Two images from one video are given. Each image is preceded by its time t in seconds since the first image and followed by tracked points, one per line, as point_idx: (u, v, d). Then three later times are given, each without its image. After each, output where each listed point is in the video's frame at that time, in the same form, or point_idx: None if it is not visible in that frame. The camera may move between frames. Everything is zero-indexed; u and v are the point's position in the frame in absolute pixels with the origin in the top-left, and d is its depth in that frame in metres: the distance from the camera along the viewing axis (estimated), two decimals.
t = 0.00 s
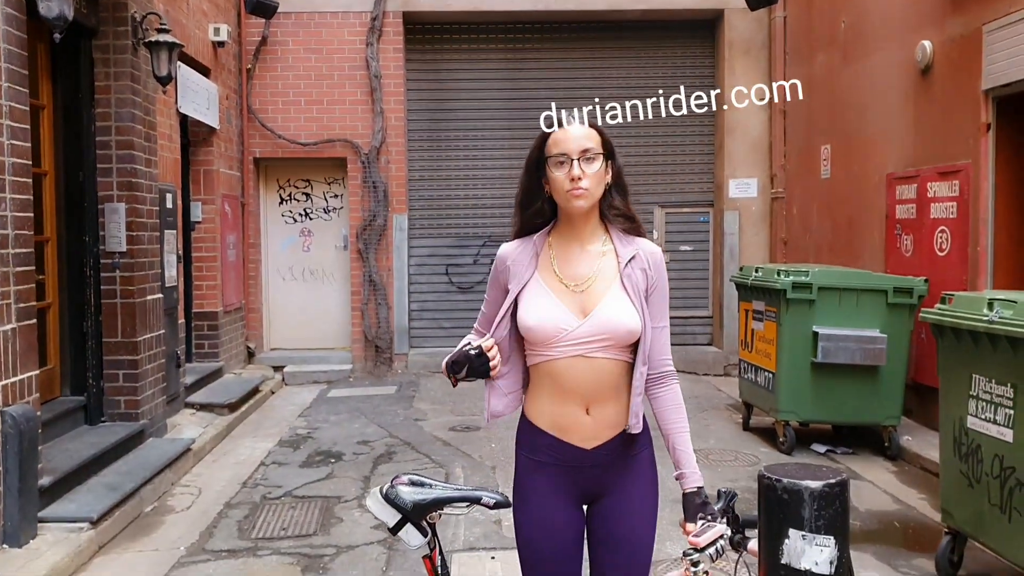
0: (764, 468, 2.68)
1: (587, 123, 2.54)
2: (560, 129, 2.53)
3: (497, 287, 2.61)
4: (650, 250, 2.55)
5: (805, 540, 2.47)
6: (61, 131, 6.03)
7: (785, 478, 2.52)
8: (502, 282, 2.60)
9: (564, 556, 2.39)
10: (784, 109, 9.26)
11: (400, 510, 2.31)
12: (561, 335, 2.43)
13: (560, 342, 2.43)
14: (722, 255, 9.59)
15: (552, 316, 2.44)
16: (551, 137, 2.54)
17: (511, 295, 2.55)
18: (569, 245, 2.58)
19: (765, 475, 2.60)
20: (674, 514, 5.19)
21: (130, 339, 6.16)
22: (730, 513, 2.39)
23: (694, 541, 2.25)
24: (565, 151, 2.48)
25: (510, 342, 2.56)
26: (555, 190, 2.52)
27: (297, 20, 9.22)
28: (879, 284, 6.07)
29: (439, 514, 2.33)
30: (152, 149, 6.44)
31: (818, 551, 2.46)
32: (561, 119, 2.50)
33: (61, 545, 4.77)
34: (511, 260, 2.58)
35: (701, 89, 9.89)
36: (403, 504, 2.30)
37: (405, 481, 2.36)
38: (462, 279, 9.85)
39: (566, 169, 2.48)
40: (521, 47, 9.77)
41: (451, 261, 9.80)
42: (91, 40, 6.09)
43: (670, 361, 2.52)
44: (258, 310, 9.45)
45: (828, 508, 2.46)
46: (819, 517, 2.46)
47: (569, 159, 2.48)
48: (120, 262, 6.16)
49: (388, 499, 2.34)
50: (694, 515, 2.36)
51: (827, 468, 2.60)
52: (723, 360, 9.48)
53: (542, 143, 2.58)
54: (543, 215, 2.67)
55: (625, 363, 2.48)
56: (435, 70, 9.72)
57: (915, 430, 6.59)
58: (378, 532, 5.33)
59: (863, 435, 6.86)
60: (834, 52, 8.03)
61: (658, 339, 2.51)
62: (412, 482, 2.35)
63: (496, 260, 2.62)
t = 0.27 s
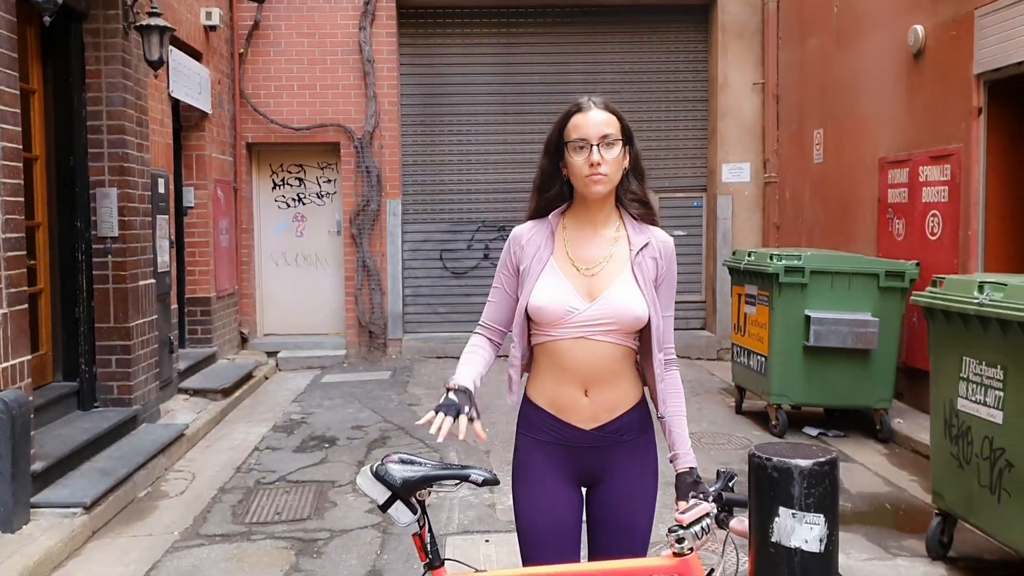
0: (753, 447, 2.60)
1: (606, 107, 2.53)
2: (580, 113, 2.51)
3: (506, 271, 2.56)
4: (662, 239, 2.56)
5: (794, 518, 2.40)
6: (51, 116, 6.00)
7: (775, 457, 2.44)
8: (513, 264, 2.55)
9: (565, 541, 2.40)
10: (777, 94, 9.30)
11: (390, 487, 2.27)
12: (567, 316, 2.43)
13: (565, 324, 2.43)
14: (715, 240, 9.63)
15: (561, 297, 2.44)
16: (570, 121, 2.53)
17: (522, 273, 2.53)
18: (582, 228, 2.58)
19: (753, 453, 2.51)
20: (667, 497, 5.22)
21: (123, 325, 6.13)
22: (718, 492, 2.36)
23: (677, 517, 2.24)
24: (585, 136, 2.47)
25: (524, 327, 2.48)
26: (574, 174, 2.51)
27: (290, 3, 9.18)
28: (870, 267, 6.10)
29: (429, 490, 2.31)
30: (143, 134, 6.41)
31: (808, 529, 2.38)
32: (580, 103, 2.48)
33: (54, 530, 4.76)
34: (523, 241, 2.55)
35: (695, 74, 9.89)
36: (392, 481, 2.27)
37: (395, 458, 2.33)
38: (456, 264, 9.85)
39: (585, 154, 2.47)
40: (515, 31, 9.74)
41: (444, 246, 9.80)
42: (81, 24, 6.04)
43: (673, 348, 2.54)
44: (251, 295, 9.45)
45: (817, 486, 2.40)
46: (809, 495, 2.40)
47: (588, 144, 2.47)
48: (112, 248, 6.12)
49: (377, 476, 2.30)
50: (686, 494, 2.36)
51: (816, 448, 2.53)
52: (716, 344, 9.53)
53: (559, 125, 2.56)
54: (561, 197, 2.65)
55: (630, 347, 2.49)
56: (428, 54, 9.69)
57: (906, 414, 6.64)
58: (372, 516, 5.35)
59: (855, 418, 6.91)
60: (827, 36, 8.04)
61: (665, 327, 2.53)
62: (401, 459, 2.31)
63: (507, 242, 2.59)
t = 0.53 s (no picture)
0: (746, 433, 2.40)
1: (604, 99, 2.52)
2: (578, 105, 2.50)
3: (499, 258, 2.50)
4: (655, 232, 2.57)
5: (786, 503, 2.22)
6: (48, 109, 6.00)
7: (767, 441, 2.25)
8: (509, 250, 2.50)
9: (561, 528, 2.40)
10: (774, 87, 9.32)
11: (389, 469, 2.27)
12: (568, 307, 2.42)
13: (566, 315, 2.42)
14: (712, 233, 9.65)
15: (562, 288, 2.42)
16: (569, 113, 2.51)
17: (521, 261, 2.48)
18: (578, 219, 2.56)
19: (745, 437, 2.32)
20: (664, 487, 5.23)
21: (120, 317, 6.13)
22: (709, 477, 2.34)
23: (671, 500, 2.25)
24: (583, 127, 2.46)
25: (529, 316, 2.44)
26: (571, 166, 2.50)
27: None
28: (867, 259, 6.11)
29: (428, 473, 2.29)
30: (140, 127, 6.41)
31: (800, 513, 2.21)
32: (580, 95, 2.47)
33: (52, 522, 4.76)
34: (521, 227, 2.50)
35: (692, 67, 9.90)
36: (391, 463, 2.27)
37: (394, 441, 2.32)
38: (454, 257, 9.86)
39: (584, 146, 2.46)
40: (513, 25, 9.75)
41: (442, 239, 9.81)
42: (77, 16, 6.03)
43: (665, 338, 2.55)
44: (249, 288, 9.46)
45: (811, 470, 2.21)
46: (801, 479, 2.21)
47: (586, 136, 2.46)
48: (109, 240, 6.12)
49: (376, 458, 2.30)
50: (682, 478, 2.38)
51: (811, 431, 2.33)
52: (713, 337, 9.57)
53: (557, 116, 2.55)
54: (559, 187, 2.60)
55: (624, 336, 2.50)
56: (426, 48, 9.69)
57: (902, 405, 6.66)
58: (370, 507, 5.36)
59: (852, 410, 6.93)
60: (824, 28, 8.06)
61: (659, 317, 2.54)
62: (401, 442, 2.31)
63: (501, 227, 2.53)
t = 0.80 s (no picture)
0: (736, 417, 2.40)
1: (576, 92, 2.52)
2: (551, 97, 2.50)
3: (472, 252, 2.54)
4: (625, 220, 2.58)
5: (775, 487, 2.23)
6: (41, 100, 6.00)
7: (758, 426, 2.26)
8: (480, 243, 2.53)
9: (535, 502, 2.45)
10: (768, 78, 9.33)
11: (374, 443, 2.26)
12: (537, 297, 2.45)
13: (535, 305, 2.45)
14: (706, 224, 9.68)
15: (530, 279, 2.45)
16: (541, 104, 2.52)
17: (491, 255, 2.51)
18: (549, 210, 2.56)
19: (737, 422, 2.33)
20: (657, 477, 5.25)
21: (115, 309, 6.13)
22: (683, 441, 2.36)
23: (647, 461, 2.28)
24: (557, 120, 2.47)
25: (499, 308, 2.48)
26: (543, 157, 2.50)
27: None
28: (860, 250, 6.13)
29: (412, 447, 2.30)
30: (133, 117, 6.40)
31: (789, 497, 2.22)
32: (552, 86, 2.48)
33: (47, 512, 4.76)
34: (491, 221, 2.53)
35: (686, 57, 9.90)
36: (376, 437, 2.27)
37: (376, 417, 2.33)
38: (449, 249, 9.86)
39: (556, 137, 2.47)
40: (507, 16, 9.73)
41: (437, 231, 9.81)
42: (70, 8, 6.02)
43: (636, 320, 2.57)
44: (243, 280, 9.47)
45: (800, 455, 2.21)
46: (790, 464, 2.21)
47: (559, 128, 2.46)
48: (103, 231, 6.12)
49: (359, 434, 2.29)
50: (660, 444, 2.38)
51: (802, 416, 2.33)
52: (707, 328, 9.61)
53: (530, 107, 2.55)
54: (528, 179, 2.61)
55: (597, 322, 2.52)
56: (420, 39, 9.67)
57: (895, 395, 6.69)
58: (365, 496, 5.39)
59: (845, 400, 6.96)
60: (818, 19, 8.06)
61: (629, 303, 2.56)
62: (385, 417, 2.31)
63: (473, 222, 2.56)
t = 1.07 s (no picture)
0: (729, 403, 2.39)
1: (536, 79, 2.54)
2: (511, 84, 2.53)
3: (443, 240, 2.57)
4: (590, 205, 2.59)
5: (769, 474, 2.21)
6: (34, 88, 5.99)
7: (751, 412, 2.23)
8: (450, 231, 2.56)
9: (510, 480, 2.51)
10: (763, 67, 9.33)
11: (360, 433, 2.31)
12: (504, 283, 2.47)
13: (502, 290, 2.47)
14: (701, 213, 9.69)
15: (496, 266, 2.47)
16: (501, 91, 2.54)
17: (460, 242, 2.54)
18: (514, 196, 2.57)
19: (730, 409, 2.31)
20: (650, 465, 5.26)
21: (110, 297, 6.14)
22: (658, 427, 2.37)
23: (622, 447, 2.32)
24: (516, 105, 2.49)
25: (466, 295, 2.51)
26: (505, 143, 2.52)
27: None
28: (855, 239, 6.13)
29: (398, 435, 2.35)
30: (128, 107, 6.39)
31: (783, 484, 2.20)
32: (511, 74, 2.50)
33: (43, 500, 4.77)
34: (459, 209, 2.55)
35: (681, 46, 9.88)
36: (363, 426, 2.31)
37: (362, 406, 2.36)
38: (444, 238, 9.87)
39: (515, 122, 2.49)
40: (501, 4, 9.72)
41: (432, 220, 9.80)
42: None
43: (606, 304, 2.59)
44: (238, 269, 9.48)
45: (793, 442, 2.19)
46: (784, 451, 2.20)
47: (518, 114, 2.49)
48: (98, 221, 6.11)
49: (346, 423, 2.34)
50: (637, 428, 2.44)
51: (796, 403, 2.31)
52: (701, 317, 9.65)
53: (491, 95, 2.57)
54: (494, 164, 2.63)
55: (566, 306, 2.53)
56: (415, 27, 9.65)
57: (889, 384, 6.71)
58: (360, 484, 5.41)
59: (840, 389, 6.98)
60: (814, 7, 8.05)
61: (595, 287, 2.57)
62: (371, 406, 2.35)
63: (443, 210, 2.58)
